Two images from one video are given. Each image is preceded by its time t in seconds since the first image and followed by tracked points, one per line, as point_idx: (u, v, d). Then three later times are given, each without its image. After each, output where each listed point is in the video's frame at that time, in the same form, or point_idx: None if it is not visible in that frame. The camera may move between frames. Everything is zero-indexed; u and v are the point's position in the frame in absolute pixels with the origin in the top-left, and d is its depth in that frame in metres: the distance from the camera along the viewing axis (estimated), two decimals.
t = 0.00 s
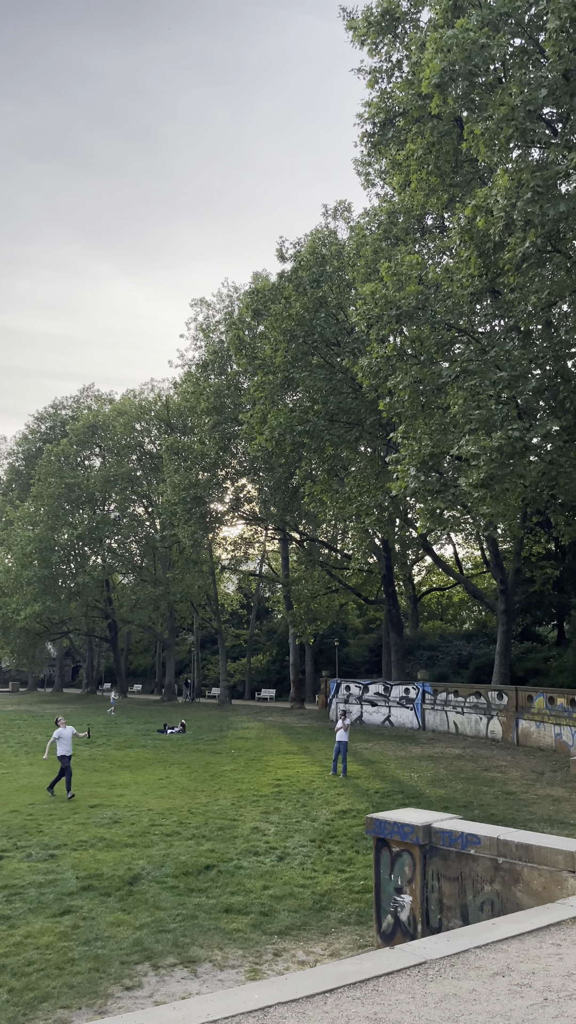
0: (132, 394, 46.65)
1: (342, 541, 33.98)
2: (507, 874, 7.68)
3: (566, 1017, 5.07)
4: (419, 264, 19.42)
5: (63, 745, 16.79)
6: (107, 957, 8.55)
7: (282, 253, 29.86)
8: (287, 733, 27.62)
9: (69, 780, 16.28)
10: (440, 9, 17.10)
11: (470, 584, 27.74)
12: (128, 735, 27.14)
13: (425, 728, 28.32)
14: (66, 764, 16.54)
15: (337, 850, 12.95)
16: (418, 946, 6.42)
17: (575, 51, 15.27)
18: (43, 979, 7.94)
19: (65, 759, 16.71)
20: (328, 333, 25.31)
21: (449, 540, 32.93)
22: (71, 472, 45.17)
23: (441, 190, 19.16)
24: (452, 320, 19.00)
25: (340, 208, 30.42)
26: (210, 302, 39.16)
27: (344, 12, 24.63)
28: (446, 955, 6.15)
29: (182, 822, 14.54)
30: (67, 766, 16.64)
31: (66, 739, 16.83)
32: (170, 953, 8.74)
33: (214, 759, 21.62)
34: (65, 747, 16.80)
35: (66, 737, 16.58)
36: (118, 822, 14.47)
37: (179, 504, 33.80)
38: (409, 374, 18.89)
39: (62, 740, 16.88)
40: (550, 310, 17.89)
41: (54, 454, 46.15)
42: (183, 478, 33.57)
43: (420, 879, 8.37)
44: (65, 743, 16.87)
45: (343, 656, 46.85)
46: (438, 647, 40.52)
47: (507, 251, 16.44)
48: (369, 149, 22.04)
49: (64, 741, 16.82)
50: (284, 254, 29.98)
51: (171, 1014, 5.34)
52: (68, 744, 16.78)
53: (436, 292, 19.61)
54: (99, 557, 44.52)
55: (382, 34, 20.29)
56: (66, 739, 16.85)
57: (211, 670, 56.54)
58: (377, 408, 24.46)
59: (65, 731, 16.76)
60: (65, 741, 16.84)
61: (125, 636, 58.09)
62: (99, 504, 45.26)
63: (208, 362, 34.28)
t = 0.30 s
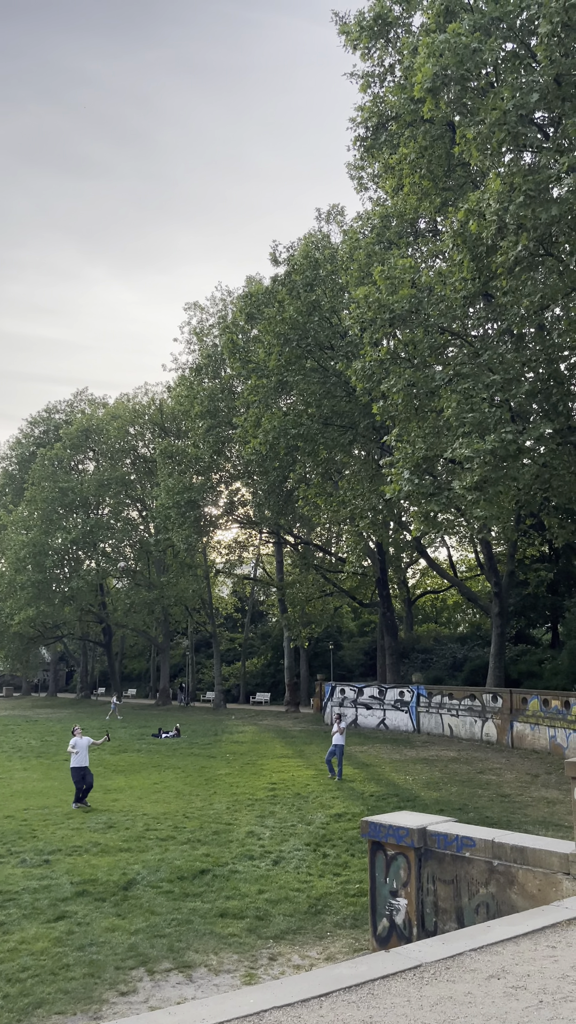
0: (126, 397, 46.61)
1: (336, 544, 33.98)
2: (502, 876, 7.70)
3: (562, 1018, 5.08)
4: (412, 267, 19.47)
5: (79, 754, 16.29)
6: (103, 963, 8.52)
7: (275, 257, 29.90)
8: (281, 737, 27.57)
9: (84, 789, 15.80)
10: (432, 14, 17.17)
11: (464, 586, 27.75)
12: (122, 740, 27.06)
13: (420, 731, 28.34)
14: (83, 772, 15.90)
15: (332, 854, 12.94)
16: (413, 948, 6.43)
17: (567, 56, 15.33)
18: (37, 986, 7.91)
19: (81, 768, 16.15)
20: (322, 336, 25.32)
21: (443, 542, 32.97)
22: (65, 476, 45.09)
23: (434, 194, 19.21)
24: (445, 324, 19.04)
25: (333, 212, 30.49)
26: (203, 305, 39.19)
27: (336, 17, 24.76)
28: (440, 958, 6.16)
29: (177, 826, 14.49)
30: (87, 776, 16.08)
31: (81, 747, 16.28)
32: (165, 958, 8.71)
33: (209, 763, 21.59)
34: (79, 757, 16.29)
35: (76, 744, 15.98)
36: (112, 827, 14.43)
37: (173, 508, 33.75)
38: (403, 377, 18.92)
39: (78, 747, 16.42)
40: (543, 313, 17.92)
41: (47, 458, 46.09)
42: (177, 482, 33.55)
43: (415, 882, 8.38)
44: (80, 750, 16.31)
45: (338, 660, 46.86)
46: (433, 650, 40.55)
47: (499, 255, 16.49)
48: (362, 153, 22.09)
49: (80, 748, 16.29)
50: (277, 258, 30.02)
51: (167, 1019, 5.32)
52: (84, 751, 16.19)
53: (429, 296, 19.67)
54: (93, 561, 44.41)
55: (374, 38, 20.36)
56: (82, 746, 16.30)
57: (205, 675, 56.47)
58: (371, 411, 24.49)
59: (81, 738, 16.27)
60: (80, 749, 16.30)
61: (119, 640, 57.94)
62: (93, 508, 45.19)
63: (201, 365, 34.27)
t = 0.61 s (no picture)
0: (128, 400, 46.66)
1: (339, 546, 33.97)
2: (505, 878, 7.68)
3: (565, 1019, 5.08)
4: (413, 269, 19.47)
5: (104, 760, 16.13)
6: (105, 965, 8.52)
7: (276, 259, 29.93)
8: (284, 738, 27.56)
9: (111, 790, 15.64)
10: (432, 16, 17.19)
11: (466, 587, 27.67)
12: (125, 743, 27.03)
13: (423, 733, 28.31)
14: (111, 769, 15.61)
15: (335, 855, 12.94)
16: (416, 951, 6.42)
17: (567, 57, 15.34)
18: (40, 988, 7.91)
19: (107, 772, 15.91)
20: (323, 338, 25.33)
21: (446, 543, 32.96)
22: (67, 479, 45.16)
23: (435, 195, 19.22)
24: (446, 325, 19.04)
25: (334, 214, 30.52)
26: (204, 308, 39.25)
27: (336, 19, 24.85)
28: (443, 959, 6.15)
29: (180, 829, 14.49)
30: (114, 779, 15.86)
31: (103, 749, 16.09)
32: (169, 960, 8.71)
33: (212, 765, 21.59)
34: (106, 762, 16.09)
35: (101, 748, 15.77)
36: (115, 830, 14.43)
37: (175, 510, 33.78)
38: (404, 379, 18.93)
39: (99, 756, 16.29)
40: (544, 314, 17.93)
41: (49, 461, 46.15)
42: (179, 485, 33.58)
43: (418, 883, 8.37)
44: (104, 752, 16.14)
45: (341, 662, 46.82)
46: (435, 652, 40.52)
47: (500, 256, 16.50)
48: (363, 154, 22.11)
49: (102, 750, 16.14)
50: (278, 260, 30.07)
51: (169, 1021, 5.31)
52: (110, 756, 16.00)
53: (431, 297, 19.68)
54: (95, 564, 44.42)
55: (374, 40, 20.39)
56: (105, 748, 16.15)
57: (208, 677, 56.46)
58: (373, 413, 24.49)
59: (102, 744, 16.17)
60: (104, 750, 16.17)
61: (122, 642, 57.94)
62: (95, 511, 45.24)
63: (202, 367, 34.30)
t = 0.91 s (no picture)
0: (140, 400, 46.80)
1: (351, 545, 33.93)
2: (520, 878, 7.65)
3: None
4: (425, 267, 19.41)
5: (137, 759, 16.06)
6: (120, 964, 8.56)
7: (288, 258, 29.93)
8: (297, 738, 27.57)
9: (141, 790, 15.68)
10: (444, 13, 17.13)
11: (480, 587, 27.48)
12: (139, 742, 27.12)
13: (436, 733, 28.24)
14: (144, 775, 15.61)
15: (349, 855, 12.93)
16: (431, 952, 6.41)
17: None
18: (56, 987, 7.95)
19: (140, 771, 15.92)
20: (335, 337, 25.31)
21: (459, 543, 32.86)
22: (80, 480, 45.37)
23: (447, 193, 19.15)
24: (459, 324, 18.96)
25: (345, 213, 30.49)
26: (216, 308, 39.30)
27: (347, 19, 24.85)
28: (458, 960, 6.13)
29: (194, 828, 14.52)
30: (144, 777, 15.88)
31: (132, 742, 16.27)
32: (183, 959, 8.74)
33: (225, 765, 21.62)
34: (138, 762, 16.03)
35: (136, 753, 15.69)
36: (129, 829, 14.48)
37: (188, 510, 33.86)
38: (417, 378, 18.86)
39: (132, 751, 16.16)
40: (557, 312, 17.85)
41: (63, 462, 46.34)
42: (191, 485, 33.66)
43: (432, 883, 8.35)
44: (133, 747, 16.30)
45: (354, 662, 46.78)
46: (449, 651, 40.41)
47: (512, 254, 16.42)
48: (374, 153, 22.08)
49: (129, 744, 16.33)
50: (290, 259, 30.08)
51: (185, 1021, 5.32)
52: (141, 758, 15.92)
53: (443, 296, 19.62)
54: (109, 564, 44.54)
55: (386, 39, 20.34)
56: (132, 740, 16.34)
57: (221, 677, 56.52)
58: (385, 412, 24.42)
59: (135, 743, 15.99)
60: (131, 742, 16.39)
61: (135, 642, 58.12)
62: (108, 511, 45.41)
63: (215, 367, 34.36)
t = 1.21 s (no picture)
0: (164, 400, 47.04)
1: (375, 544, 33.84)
2: (549, 878, 7.59)
3: None
4: (449, 264, 19.30)
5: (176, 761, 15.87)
6: (148, 960, 8.62)
7: (311, 257, 29.90)
8: (321, 736, 27.58)
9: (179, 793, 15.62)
10: (467, 8, 17.02)
11: (505, 586, 27.14)
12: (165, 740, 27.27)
13: (462, 732, 28.08)
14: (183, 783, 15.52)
15: (376, 854, 12.90)
16: (458, 951, 6.39)
17: None
18: (85, 982, 8.03)
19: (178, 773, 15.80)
20: (359, 335, 25.25)
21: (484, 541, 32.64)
22: (105, 479, 45.71)
23: (471, 189, 19.00)
24: (483, 320, 18.82)
25: (368, 210, 30.39)
26: (239, 307, 39.37)
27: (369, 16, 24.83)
28: (487, 960, 6.10)
29: (220, 825, 14.59)
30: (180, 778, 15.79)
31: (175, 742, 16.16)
32: (211, 956, 8.78)
33: (250, 763, 21.67)
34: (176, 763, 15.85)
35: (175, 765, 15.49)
36: (156, 826, 14.57)
37: (212, 508, 33.99)
38: (441, 375, 18.76)
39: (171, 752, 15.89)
40: None
41: (88, 462, 46.71)
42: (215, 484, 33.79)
43: (460, 883, 8.30)
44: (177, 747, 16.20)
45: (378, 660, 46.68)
46: (474, 650, 40.18)
47: (538, 249, 16.30)
48: (397, 150, 22.01)
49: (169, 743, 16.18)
50: (313, 257, 30.06)
51: (214, 1017, 5.35)
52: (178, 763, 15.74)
53: (467, 292, 19.48)
54: (134, 562, 44.80)
55: (409, 34, 20.23)
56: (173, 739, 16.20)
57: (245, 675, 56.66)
58: (409, 410, 24.32)
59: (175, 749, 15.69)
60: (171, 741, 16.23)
61: (160, 640, 58.46)
62: (133, 510, 45.72)
63: (238, 366, 34.43)
